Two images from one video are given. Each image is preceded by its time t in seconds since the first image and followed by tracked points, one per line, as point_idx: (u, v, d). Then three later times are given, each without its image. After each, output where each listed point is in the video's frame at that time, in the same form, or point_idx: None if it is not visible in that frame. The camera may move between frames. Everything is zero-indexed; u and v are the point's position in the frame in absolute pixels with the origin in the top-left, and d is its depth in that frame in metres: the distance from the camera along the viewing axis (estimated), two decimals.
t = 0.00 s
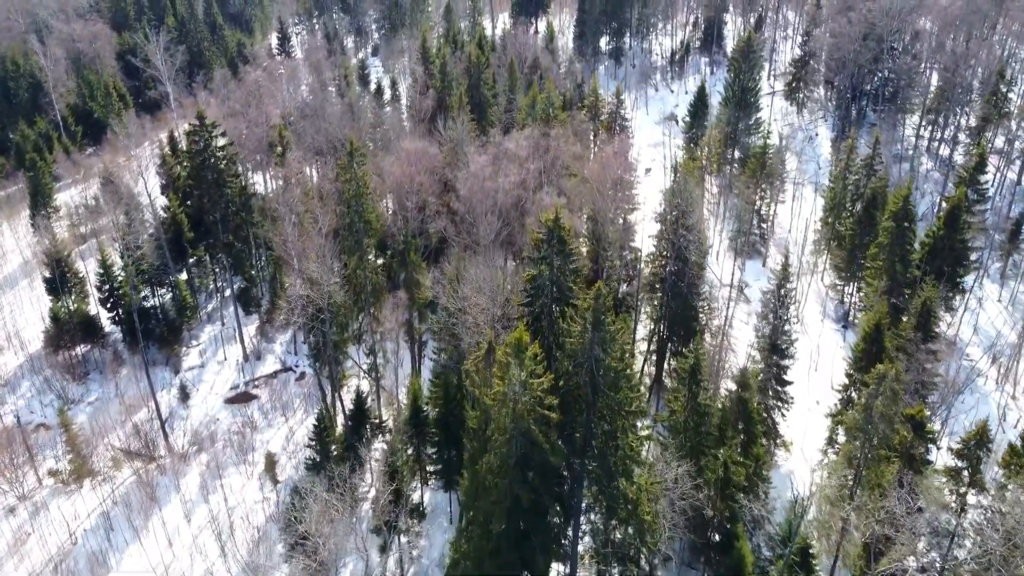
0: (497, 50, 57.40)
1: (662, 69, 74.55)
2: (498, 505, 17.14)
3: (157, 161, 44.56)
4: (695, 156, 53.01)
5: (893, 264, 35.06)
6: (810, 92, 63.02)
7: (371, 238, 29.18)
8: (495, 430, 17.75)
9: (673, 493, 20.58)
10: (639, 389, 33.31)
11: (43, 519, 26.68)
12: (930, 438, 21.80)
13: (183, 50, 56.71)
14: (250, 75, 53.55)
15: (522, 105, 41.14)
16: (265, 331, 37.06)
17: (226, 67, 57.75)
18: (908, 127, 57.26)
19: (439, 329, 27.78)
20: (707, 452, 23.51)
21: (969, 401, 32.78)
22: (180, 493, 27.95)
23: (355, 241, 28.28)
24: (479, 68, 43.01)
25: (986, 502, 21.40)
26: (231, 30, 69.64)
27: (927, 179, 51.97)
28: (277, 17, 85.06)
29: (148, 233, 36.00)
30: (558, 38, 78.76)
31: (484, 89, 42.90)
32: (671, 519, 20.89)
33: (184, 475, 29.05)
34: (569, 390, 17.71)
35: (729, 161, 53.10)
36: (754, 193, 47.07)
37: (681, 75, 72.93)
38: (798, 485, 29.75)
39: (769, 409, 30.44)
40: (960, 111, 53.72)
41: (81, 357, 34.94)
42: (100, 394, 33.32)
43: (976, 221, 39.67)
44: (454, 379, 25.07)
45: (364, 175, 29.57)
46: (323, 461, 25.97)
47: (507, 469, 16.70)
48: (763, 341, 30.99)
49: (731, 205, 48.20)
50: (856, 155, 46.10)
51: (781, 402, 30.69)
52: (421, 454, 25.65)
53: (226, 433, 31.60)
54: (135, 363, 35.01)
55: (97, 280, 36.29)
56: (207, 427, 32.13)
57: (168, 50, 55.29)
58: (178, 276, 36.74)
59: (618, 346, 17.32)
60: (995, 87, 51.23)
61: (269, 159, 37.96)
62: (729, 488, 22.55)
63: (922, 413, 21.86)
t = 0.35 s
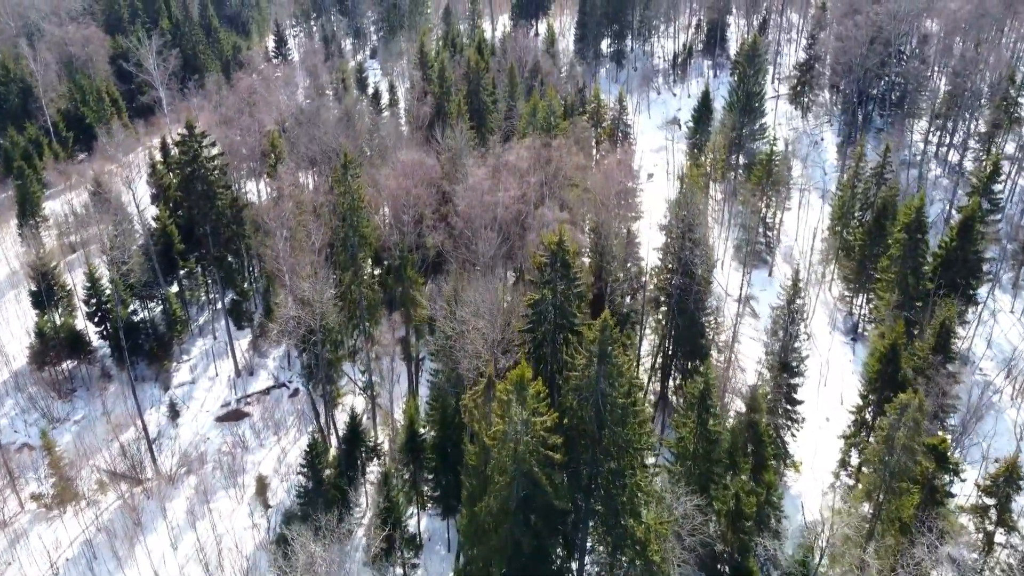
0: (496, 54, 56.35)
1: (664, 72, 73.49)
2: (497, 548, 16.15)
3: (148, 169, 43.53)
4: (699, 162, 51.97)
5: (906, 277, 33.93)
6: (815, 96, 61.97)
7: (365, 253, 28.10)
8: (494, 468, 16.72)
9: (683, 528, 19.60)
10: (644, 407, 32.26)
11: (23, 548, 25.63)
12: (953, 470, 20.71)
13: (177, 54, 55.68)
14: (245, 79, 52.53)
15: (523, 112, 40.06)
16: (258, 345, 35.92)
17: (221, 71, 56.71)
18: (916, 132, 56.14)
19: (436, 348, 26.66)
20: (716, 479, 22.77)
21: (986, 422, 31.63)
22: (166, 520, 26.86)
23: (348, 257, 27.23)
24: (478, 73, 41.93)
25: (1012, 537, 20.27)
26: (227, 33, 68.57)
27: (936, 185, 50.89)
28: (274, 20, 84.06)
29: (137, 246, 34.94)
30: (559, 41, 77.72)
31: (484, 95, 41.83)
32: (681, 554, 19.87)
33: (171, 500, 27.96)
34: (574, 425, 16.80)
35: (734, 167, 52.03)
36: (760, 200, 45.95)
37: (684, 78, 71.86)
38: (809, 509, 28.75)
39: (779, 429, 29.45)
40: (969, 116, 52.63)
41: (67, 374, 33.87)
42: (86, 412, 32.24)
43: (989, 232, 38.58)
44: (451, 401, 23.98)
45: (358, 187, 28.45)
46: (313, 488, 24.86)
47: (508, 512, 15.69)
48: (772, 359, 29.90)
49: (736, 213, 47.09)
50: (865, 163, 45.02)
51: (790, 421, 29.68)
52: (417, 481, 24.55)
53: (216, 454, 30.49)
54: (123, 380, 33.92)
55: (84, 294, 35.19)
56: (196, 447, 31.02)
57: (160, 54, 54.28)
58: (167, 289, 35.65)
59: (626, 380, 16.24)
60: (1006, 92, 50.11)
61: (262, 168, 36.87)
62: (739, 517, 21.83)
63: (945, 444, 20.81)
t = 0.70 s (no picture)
0: (496, 58, 55.34)
1: (666, 75, 72.58)
2: None
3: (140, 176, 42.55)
4: (702, 168, 51.10)
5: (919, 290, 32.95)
6: (820, 99, 61.07)
7: (360, 267, 27.14)
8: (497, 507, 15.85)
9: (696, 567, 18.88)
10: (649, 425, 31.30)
11: None
12: (976, 501, 19.74)
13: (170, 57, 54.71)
14: (240, 84, 51.65)
15: (523, 118, 39.11)
16: (252, 359, 34.90)
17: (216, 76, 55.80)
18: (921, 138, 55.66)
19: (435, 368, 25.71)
20: (725, 506, 22.04)
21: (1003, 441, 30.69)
22: (153, 546, 25.87)
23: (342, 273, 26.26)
24: (477, 79, 40.93)
25: None
26: (223, 36, 67.55)
27: (944, 191, 50.03)
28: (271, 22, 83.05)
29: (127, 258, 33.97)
30: (559, 43, 76.86)
31: (484, 100, 40.91)
32: None
33: (159, 523, 26.95)
34: (581, 465, 15.90)
35: (738, 173, 51.09)
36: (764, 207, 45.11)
37: (686, 81, 70.96)
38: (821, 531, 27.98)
39: (788, 450, 28.68)
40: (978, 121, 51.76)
41: (53, 390, 32.87)
42: (73, 430, 31.25)
43: (1003, 241, 37.59)
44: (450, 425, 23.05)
45: (353, 199, 27.49)
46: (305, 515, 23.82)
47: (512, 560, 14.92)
48: (782, 376, 28.96)
49: (740, 220, 46.19)
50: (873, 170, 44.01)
51: (801, 441, 28.79)
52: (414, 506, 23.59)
53: (207, 474, 29.49)
54: (112, 396, 32.93)
55: (72, 307, 34.18)
56: (186, 467, 30.00)
57: (153, 59, 53.32)
58: (158, 302, 34.66)
59: (633, 417, 15.31)
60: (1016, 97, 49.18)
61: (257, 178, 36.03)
62: (753, 550, 20.78)
63: (970, 473, 19.88)
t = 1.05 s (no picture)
0: (496, 63, 54.29)
1: (669, 78, 71.48)
2: None
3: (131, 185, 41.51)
4: (707, 175, 50.05)
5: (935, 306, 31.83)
6: (826, 104, 59.97)
7: (354, 285, 25.99)
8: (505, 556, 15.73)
9: None
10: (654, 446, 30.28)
11: None
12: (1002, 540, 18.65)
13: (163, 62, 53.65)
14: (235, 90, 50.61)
15: (524, 127, 38.01)
16: (243, 376, 33.76)
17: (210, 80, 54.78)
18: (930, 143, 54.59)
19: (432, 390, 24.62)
20: (735, 538, 21.16)
21: None
22: None
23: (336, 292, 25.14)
24: (476, 85, 39.85)
25: None
26: (218, 39, 66.50)
27: (954, 198, 48.96)
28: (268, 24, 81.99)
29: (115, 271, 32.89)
30: (560, 46, 75.79)
31: (484, 107, 39.79)
32: None
33: (144, 551, 25.86)
34: (592, 503, 16.36)
35: (743, 180, 49.98)
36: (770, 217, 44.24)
37: (689, 84, 69.86)
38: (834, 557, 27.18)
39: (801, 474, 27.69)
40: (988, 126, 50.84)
41: (38, 409, 31.80)
42: (57, 452, 30.17)
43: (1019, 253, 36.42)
44: (447, 454, 22.00)
45: (348, 214, 26.40)
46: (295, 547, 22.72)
47: None
48: (793, 395, 27.87)
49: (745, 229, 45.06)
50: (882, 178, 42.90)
51: (813, 464, 27.77)
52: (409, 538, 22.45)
53: (196, 498, 28.41)
54: (98, 415, 31.83)
55: (59, 323, 33.13)
56: (175, 490, 28.89)
57: (146, 63, 52.26)
58: (147, 318, 33.59)
59: (643, 461, 15.63)
60: None
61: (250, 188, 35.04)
62: None
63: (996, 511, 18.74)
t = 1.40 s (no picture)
0: (496, 67, 53.29)
1: (671, 82, 70.48)
2: None
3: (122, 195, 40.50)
4: (711, 182, 49.03)
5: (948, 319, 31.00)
6: (831, 108, 58.99)
7: (349, 304, 24.97)
8: None
9: None
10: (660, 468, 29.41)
11: None
12: None
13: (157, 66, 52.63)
14: (230, 96, 49.66)
15: (525, 135, 37.09)
16: (236, 393, 32.76)
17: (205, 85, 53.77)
18: (936, 149, 53.74)
19: (428, 411, 23.42)
20: (746, 572, 20.16)
21: None
22: None
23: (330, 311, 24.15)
24: (476, 91, 38.90)
25: None
26: (214, 42, 65.48)
27: (963, 205, 48.09)
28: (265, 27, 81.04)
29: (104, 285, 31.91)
30: (562, 49, 74.80)
31: (483, 114, 38.79)
32: None
33: None
34: (599, 552, 17.10)
35: (748, 187, 49.02)
36: (776, 226, 43.31)
37: (692, 88, 68.81)
38: None
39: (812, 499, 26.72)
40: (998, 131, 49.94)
41: (24, 428, 30.74)
42: (43, 474, 29.13)
43: None
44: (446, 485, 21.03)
45: (342, 230, 25.40)
46: None
47: None
48: (805, 416, 26.83)
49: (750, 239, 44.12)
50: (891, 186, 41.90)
51: (824, 486, 26.77)
52: (405, 570, 21.38)
53: (185, 522, 27.42)
54: (85, 435, 30.78)
55: (45, 338, 32.09)
56: (164, 514, 27.90)
57: (139, 68, 51.21)
58: (137, 332, 32.61)
59: (654, 513, 16.21)
60: None
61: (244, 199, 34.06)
62: None
63: None
